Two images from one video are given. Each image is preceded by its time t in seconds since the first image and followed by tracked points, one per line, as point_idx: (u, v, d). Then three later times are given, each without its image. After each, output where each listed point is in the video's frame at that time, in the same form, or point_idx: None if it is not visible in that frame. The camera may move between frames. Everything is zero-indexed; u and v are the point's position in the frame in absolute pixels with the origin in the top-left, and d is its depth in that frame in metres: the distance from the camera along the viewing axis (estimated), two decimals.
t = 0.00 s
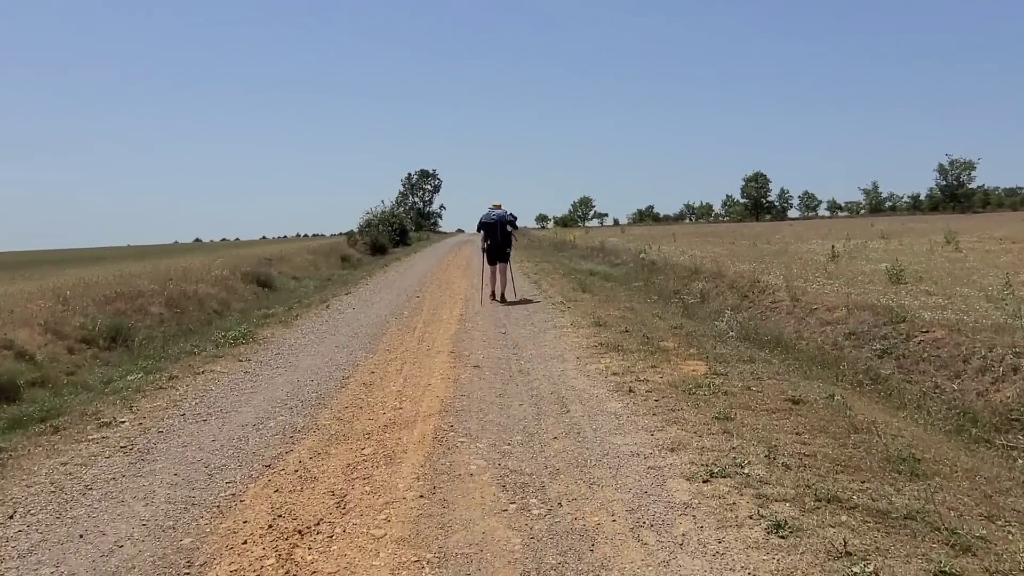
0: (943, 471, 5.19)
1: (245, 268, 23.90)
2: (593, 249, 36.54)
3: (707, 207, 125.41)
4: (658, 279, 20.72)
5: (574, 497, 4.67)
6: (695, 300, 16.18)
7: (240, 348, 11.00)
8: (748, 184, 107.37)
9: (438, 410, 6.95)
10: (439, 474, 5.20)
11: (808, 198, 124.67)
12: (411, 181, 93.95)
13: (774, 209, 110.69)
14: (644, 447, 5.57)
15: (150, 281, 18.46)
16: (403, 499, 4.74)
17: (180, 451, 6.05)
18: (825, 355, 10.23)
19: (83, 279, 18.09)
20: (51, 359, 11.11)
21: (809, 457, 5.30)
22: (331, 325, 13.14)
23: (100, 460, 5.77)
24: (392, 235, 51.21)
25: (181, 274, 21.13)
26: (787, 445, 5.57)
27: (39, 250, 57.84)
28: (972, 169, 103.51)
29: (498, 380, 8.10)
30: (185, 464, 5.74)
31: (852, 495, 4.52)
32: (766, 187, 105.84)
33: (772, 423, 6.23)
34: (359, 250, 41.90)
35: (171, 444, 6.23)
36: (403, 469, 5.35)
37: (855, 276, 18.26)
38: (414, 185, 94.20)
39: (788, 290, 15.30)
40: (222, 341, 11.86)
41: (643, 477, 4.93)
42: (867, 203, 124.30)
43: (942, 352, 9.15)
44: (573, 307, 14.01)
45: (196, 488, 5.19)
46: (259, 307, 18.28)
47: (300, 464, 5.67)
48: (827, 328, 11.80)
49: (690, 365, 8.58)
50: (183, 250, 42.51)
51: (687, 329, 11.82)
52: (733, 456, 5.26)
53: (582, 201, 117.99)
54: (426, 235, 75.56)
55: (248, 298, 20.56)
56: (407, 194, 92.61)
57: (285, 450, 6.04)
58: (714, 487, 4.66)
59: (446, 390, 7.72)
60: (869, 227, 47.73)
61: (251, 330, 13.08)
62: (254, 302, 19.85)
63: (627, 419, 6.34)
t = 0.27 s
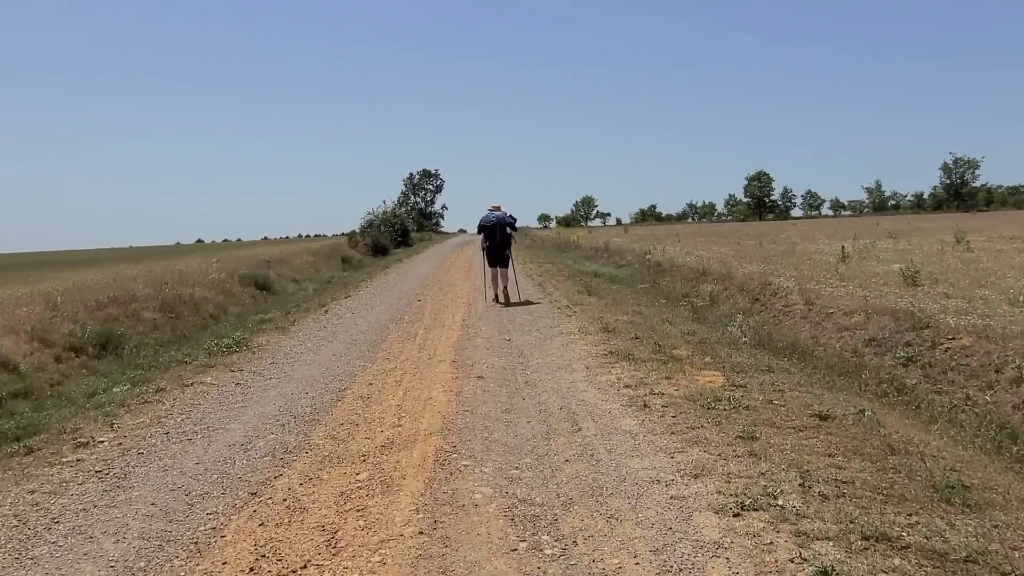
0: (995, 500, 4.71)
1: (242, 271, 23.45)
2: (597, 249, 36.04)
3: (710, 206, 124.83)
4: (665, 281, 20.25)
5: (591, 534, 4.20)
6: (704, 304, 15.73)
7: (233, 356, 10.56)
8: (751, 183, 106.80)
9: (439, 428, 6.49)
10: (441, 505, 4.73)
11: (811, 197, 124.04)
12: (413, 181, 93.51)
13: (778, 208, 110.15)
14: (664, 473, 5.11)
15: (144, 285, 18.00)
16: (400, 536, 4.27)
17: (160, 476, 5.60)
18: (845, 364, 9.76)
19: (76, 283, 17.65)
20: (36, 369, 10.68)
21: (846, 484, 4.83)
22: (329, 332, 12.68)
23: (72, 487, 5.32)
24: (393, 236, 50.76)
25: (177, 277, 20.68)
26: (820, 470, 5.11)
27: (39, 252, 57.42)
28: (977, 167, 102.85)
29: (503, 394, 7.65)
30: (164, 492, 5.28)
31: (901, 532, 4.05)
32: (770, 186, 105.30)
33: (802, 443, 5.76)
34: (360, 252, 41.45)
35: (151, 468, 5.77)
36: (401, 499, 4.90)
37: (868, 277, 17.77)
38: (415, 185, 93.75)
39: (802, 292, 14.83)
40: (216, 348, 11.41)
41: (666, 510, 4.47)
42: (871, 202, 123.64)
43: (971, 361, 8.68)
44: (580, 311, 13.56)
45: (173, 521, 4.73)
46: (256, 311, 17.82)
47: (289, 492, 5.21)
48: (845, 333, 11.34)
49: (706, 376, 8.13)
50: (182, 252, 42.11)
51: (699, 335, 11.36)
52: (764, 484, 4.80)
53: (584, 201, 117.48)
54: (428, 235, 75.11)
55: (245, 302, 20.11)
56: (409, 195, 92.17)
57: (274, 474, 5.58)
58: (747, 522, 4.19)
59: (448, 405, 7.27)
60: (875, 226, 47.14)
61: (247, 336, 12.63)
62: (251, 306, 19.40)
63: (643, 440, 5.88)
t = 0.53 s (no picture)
0: None
1: (239, 276, 22.97)
2: (600, 251, 35.57)
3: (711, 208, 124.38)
4: (671, 284, 19.77)
5: (619, 570, 3.70)
6: (714, 307, 15.24)
7: (226, 365, 10.08)
8: (752, 184, 106.39)
9: (444, 444, 6.00)
10: (447, 536, 4.23)
11: (812, 198, 123.60)
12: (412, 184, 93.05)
13: (779, 208, 109.71)
14: (695, 496, 4.61)
15: (138, 290, 17.51)
16: (402, 574, 3.78)
17: (139, 501, 5.11)
18: (870, 369, 9.27)
19: (67, 289, 17.15)
20: (20, 379, 10.20)
21: (899, 508, 4.34)
22: (327, 338, 12.18)
23: (40, 516, 4.82)
24: (393, 240, 50.28)
25: (172, 283, 20.18)
26: (867, 491, 4.62)
27: (36, 258, 56.92)
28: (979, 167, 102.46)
29: (511, 406, 7.16)
30: (142, 520, 4.78)
31: (973, 567, 3.55)
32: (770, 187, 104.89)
33: (842, 459, 5.27)
34: (359, 256, 40.96)
35: (129, 493, 5.28)
36: (403, 528, 4.40)
37: (881, 278, 17.29)
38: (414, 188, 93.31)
39: (816, 294, 14.35)
40: (208, 356, 10.91)
41: (701, 541, 3.98)
42: (872, 202, 123.20)
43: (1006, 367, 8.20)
44: (587, 315, 13.08)
45: (148, 555, 4.23)
46: (252, 317, 17.32)
47: (280, 519, 4.71)
48: (866, 336, 10.86)
49: (727, 383, 7.65)
50: (180, 257, 41.65)
51: (714, 339, 10.88)
52: (809, 510, 4.31)
53: (585, 203, 117.04)
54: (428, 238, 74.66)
55: (242, 308, 19.61)
56: (408, 198, 91.74)
57: (264, 499, 5.08)
58: (797, 557, 3.70)
59: (452, 418, 6.78)
60: (879, 226, 46.66)
61: (241, 344, 12.13)
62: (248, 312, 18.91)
63: (667, 457, 5.38)
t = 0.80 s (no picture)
0: None
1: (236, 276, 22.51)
2: (603, 249, 35.05)
3: (714, 206, 123.89)
4: (678, 284, 19.26)
5: None
6: (724, 309, 14.75)
7: (214, 373, 9.60)
8: (756, 181, 105.80)
9: (441, 467, 5.53)
10: None
11: (817, 195, 122.97)
12: (414, 181, 92.59)
13: (783, 205, 109.06)
14: (720, 533, 4.13)
15: (130, 291, 17.04)
16: None
17: (105, 535, 4.63)
18: (893, 379, 8.78)
19: (58, 290, 16.68)
20: None
21: (952, 550, 3.86)
22: (322, 343, 11.71)
23: None
24: (394, 237, 49.80)
25: (167, 283, 19.72)
26: (912, 528, 4.13)
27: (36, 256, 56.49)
28: (985, 163, 101.74)
29: (514, 422, 6.68)
30: (104, 559, 4.30)
31: None
32: (775, 184, 104.27)
33: (879, 488, 4.78)
34: (360, 254, 40.50)
35: (96, 524, 4.81)
36: (393, 571, 3.93)
37: (895, 279, 16.79)
38: (417, 185, 92.81)
39: (830, 295, 13.85)
40: (197, 362, 10.43)
41: None
42: (877, 199, 122.49)
43: None
44: (592, 318, 12.61)
45: None
46: (248, 319, 16.85)
47: (257, 557, 4.24)
48: (885, 342, 10.37)
49: (744, 396, 7.17)
50: (178, 255, 41.16)
51: (727, 345, 10.40)
52: (849, 552, 3.82)
53: (587, 201, 116.58)
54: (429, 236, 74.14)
55: (238, 309, 19.14)
56: (411, 196, 91.34)
57: (242, 531, 4.61)
58: None
59: (451, 436, 6.31)
60: (886, 224, 46.09)
61: (233, 348, 11.65)
62: (243, 313, 18.43)
63: (685, 484, 4.90)
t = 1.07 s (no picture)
0: None
1: (227, 277, 21.98)
2: (600, 251, 34.57)
3: (712, 206, 123.55)
4: (680, 285, 18.77)
5: None
6: (727, 311, 14.26)
7: (193, 378, 9.09)
8: (754, 181, 105.43)
9: (428, 484, 5.03)
10: None
11: (815, 196, 122.64)
12: (411, 182, 92.10)
13: (781, 206, 108.71)
14: (740, 564, 3.63)
15: (114, 293, 16.52)
16: None
17: (48, 564, 4.12)
18: (910, 384, 8.30)
19: (39, 292, 16.16)
20: None
21: None
22: (309, 346, 11.20)
23: None
24: (390, 239, 49.29)
25: (154, 285, 19.19)
26: (958, 558, 3.63)
27: (28, 257, 55.90)
28: (984, 164, 101.44)
29: (508, 432, 6.18)
30: None
31: None
32: (773, 185, 103.87)
33: (914, 508, 4.28)
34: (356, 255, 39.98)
35: (41, 550, 4.31)
36: None
37: (903, 278, 16.32)
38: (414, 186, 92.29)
39: (837, 296, 13.37)
40: (177, 367, 9.92)
41: None
42: (875, 200, 122.19)
43: None
44: (592, 320, 12.12)
45: None
46: (236, 322, 16.34)
47: None
48: (899, 344, 9.89)
49: (756, 404, 6.67)
50: (170, 257, 40.61)
51: (733, 348, 9.90)
52: None
53: (585, 202, 116.13)
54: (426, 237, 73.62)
55: (226, 312, 18.62)
56: (408, 197, 90.85)
57: (201, 560, 4.10)
58: None
59: (440, 449, 5.81)
60: (887, 224, 45.64)
61: (216, 352, 11.14)
62: (232, 316, 17.91)
63: (698, 504, 4.40)
